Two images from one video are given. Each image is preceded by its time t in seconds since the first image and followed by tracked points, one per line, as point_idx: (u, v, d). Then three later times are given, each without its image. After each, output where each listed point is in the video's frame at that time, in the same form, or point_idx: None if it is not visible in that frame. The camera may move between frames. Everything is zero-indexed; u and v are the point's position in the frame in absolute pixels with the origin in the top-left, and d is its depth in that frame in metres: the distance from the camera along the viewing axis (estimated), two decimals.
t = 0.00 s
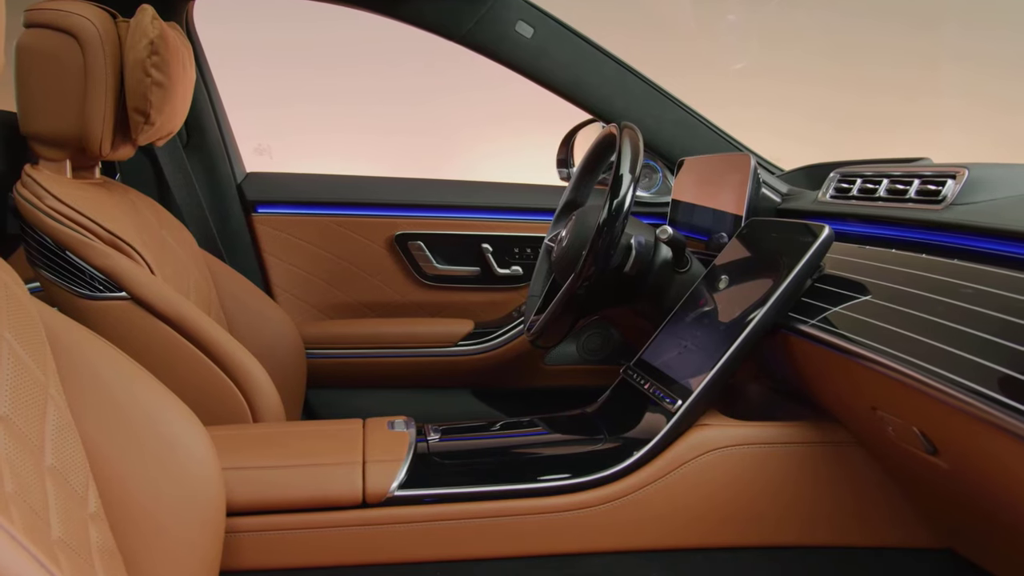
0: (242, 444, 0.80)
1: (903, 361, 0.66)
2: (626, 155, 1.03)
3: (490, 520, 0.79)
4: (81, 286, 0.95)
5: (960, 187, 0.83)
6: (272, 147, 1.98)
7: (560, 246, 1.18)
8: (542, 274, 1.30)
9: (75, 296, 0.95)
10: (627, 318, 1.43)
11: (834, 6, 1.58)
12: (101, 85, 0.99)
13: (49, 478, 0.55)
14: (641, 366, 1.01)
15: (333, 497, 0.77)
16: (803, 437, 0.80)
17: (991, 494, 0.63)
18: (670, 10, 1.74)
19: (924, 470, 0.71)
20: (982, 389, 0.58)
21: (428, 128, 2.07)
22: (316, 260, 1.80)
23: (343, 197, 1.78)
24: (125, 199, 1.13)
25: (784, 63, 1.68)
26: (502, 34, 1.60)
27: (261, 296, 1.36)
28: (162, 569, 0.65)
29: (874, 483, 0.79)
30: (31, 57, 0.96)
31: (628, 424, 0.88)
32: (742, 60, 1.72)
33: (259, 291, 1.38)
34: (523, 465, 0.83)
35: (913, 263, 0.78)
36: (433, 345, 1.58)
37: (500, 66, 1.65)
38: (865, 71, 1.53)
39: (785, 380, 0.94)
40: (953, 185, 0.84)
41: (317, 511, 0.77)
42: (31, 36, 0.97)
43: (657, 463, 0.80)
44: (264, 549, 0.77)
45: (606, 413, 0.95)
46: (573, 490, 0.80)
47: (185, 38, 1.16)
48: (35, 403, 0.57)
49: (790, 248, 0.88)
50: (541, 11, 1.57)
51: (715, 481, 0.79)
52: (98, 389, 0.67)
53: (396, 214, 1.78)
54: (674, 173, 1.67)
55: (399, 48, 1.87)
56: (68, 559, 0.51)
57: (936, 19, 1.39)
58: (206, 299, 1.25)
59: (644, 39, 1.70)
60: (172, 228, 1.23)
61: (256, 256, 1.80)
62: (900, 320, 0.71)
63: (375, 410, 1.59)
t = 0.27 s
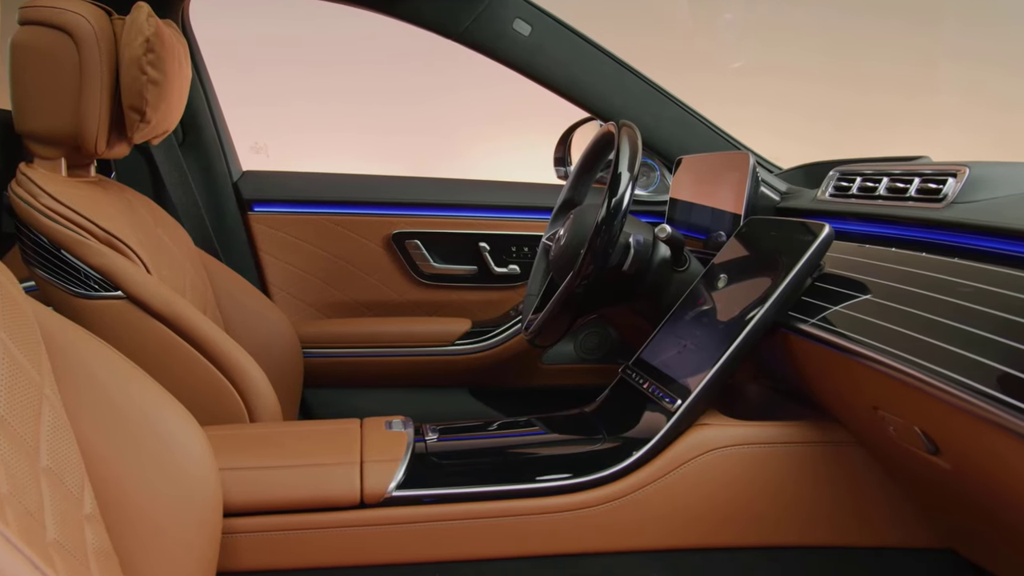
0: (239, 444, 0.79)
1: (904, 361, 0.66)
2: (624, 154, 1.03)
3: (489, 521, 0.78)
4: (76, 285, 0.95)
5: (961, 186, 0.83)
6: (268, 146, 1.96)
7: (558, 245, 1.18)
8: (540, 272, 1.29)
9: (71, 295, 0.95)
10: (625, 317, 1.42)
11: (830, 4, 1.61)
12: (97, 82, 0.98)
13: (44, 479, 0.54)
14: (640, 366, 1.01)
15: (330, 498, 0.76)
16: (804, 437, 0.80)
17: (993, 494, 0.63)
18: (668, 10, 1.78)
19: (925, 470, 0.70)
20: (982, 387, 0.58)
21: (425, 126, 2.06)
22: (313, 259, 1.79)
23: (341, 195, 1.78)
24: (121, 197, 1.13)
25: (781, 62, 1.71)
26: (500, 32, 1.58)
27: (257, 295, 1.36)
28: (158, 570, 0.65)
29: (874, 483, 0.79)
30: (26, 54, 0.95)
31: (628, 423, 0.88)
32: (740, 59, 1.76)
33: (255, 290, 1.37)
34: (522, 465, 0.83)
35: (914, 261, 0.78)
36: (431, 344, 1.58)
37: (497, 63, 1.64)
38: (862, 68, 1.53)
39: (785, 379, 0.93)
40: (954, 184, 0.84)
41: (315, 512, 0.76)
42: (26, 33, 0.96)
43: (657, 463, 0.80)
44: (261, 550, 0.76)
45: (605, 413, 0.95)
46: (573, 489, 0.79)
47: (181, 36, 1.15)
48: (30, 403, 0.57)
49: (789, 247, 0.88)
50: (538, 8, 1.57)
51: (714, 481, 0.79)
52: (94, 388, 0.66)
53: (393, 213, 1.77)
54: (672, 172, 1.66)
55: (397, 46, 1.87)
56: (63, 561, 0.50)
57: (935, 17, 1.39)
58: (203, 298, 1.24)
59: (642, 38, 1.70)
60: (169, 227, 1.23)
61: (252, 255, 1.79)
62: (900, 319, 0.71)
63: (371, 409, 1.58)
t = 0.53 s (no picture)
0: (233, 445, 0.79)
1: (903, 359, 0.65)
2: (620, 152, 1.02)
3: (486, 521, 0.77)
4: (69, 284, 0.93)
5: (960, 184, 0.83)
6: (261, 144, 1.96)
7: (553, 244, 1.17)
8: (535, 270, 1.28)
9: (63, 294, 0.94)
10: (620, 316, 1.42)
11: (831, 3, 1.59)
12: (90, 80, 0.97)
13: (36, 480, 0.53)
14: (637, 365, 1.00)
15: (325, 499, 0.76)
16: (803, 437, 0.79)
17: (994, 494, 0.62)
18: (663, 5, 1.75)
19: (926, 470, 0.70)
20: (982, 385, 0.57)
21: (419, 122, 2.03)
22: (307, 258, 1.78)
23: (335, 194, 1.77)
24: (113, 195, 1.12)
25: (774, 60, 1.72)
26: (495, 29, 1.58)
27: (251, 294, 1.35)
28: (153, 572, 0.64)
29: (874, 483, 0.79)
30: (16, 50, 0.94)
31: (625, 422, 0.88)
32: (737, 57, 1.75)
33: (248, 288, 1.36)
34: (519, 464, 0.82)
35: (912, 260, 0.77)
36: (426, 343, 1.57)
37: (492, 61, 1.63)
38: (862, 68, 1.53)
39: (783, 378, 0.93)
40: (953, 182, 0.84)
41: (310, 513, 0.76)
42: (17, 29, 0.95)
43: (654, 463, 0.79)
44: (256, 551, 0.75)
45: (602, 413, 0.94)
46: (570, 489, 0.79)
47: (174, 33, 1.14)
48: (21, 403, 0.56)
49: (787, 246, 0.88)
50: (535, 6, 1.56)
51: (713, 480, 0.79)
52: (87, 389, 0.65)
53: (388, 211, 1.76)
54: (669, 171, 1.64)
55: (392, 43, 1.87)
56: (55, 563, 0.49)
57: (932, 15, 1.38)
58: (196, 297, 1.23)
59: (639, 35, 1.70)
60: (161, 226, 1.22)
61: (246, 253, 1.78)
62: (899, 318, 0.71)
63: (364, 407, 1.57)
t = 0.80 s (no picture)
0: (225, 445, 0.78)
1: (902, 358, 0.65)
2: (615, 149, 1.02)
3: (482, 521, 0.77)
4: (61, 282, 0.92)
5: (958, 181, 0.82)
6: (253, 141, 1.95)
7: (548, 242, 1.16)
8: (529, 268, 1.28)
9: (55, 293, 0.93)
10: (615, 314, 1.41)
11: None
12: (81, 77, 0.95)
13: (27, 482, 0.52)
14: (632, 363, 1.00)
15: (319, 499, 0.75)
16: (801, 436, 0.79)
17: (994, 494, 0.62)
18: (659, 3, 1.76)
19: (924, 469, 0.70)
20: (980, 383, 0.57)
21: (413, 120, 2.03)
22: (299, 256, 1.77)
23: (328, 191, 1.75)
24: (104, 193, 1.11)
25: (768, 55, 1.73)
26: (489, 26, 1.57)
27: (243, 292, 1.33)
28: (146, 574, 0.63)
29: (872, 482, 0.78)
30: (6, 47, 0.92)
31: (622, 421, 0.87)
32: (730, 55, 1.77)
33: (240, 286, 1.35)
34: (515, 464, 0.81)
35: (909, 257, 0.77)
36: (419, 341, 1.56)
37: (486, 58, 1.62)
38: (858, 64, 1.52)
39: (779, 377, 0.93)
40: (951, 180, 0.83)
41: (304, 513, 0.75)
42: (8, 26, 0.93)
43: (651, 462, 0.79)
44: (249, 553, 0.74)
45: (597, 412, 0.94)
46: (566, 489, 0.78)
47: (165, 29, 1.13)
48: (12, 403, 0.55)
49: (783, 244, 0.87)
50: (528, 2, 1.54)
51: (710, 480, 0.78)
52: (79, 389, 0.64)
53: (381, 209, 1.75)
54: (662, 168, 1.65)
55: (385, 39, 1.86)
56: (46, 566, 0.49)
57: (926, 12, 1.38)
58: (188, 296, 1.22)
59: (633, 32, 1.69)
60: (153, 224, 1.20)
61: (238, 251, 1.77)
62: (897, 316, 0.70)
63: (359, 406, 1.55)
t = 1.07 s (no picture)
0: (218, 445, 0.77)
1: (900, 357, 0.65)
2: (610, 147, 1.01)
3: (478, 522, 0.76)
4: (51, 281, 0.90)
5: (956, 179, 0.82)
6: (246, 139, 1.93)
7: (542, 240, 1.16)
8: (523, 267, 1.27)
9: (45, 292, 0.91)
10: (610, 313, 1.41)
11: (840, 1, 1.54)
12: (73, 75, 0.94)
13: (18, 484, 0.52)
14: (628, 363, 0.99)
15: (312, 500, 0.74)
16: (798, 435, 0.79)
17: (994, 494, 0.62)
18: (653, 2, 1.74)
19: (923, 468, 0.70)
20: (978, 381, 0.57)
21: (408, 117, 2.03)
22: (292, 255, 1.76)
23: (321, 189, 1.74)
24: (96, 192, 1.09)
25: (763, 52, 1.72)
26: (483, 23, 1.56)
27: (236, 291, 1.32)
28: None
29: (869, 481, 0.78)
30: None
31: (618, 421, 0.87)
32: (726, 53, 1.77)
33: (233, 286, 1.33)
34: (511, 464, 0.81)
35: (905, 256, 0.77)
36: (413, 340, 1.55)
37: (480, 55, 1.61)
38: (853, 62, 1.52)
39: (776, 376, 0.93)
40: (949, 178, 0.83)
41: (298, 514, 0.74)
42: None
43: (647, 462, 0.79)
44: (243, 554, 0.74)
45: (592, 412, 0.93)
46: (562, 489, 0.78)
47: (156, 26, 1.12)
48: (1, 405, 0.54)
49: (779, 242, 0.87)
50: None
51: (707, 480, 0.78)
52: (70, 390, 0.63)
53: (374, 208, 1.74)
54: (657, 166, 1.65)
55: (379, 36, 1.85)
56: (38, 569, 0.48)
57: (922, 9, 1.37)
58: (181, 295, 1.21)
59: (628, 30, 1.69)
60: (145, 222, 1.19)
61: (231, 250, 1.75)
62: (894, 314, 0.70)
63: (351, 406, 1.56)
